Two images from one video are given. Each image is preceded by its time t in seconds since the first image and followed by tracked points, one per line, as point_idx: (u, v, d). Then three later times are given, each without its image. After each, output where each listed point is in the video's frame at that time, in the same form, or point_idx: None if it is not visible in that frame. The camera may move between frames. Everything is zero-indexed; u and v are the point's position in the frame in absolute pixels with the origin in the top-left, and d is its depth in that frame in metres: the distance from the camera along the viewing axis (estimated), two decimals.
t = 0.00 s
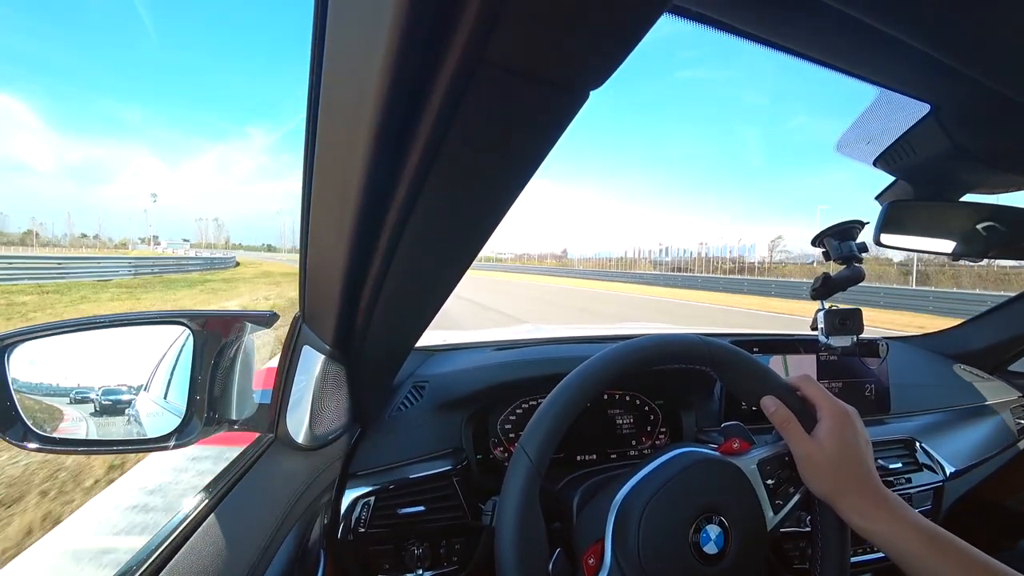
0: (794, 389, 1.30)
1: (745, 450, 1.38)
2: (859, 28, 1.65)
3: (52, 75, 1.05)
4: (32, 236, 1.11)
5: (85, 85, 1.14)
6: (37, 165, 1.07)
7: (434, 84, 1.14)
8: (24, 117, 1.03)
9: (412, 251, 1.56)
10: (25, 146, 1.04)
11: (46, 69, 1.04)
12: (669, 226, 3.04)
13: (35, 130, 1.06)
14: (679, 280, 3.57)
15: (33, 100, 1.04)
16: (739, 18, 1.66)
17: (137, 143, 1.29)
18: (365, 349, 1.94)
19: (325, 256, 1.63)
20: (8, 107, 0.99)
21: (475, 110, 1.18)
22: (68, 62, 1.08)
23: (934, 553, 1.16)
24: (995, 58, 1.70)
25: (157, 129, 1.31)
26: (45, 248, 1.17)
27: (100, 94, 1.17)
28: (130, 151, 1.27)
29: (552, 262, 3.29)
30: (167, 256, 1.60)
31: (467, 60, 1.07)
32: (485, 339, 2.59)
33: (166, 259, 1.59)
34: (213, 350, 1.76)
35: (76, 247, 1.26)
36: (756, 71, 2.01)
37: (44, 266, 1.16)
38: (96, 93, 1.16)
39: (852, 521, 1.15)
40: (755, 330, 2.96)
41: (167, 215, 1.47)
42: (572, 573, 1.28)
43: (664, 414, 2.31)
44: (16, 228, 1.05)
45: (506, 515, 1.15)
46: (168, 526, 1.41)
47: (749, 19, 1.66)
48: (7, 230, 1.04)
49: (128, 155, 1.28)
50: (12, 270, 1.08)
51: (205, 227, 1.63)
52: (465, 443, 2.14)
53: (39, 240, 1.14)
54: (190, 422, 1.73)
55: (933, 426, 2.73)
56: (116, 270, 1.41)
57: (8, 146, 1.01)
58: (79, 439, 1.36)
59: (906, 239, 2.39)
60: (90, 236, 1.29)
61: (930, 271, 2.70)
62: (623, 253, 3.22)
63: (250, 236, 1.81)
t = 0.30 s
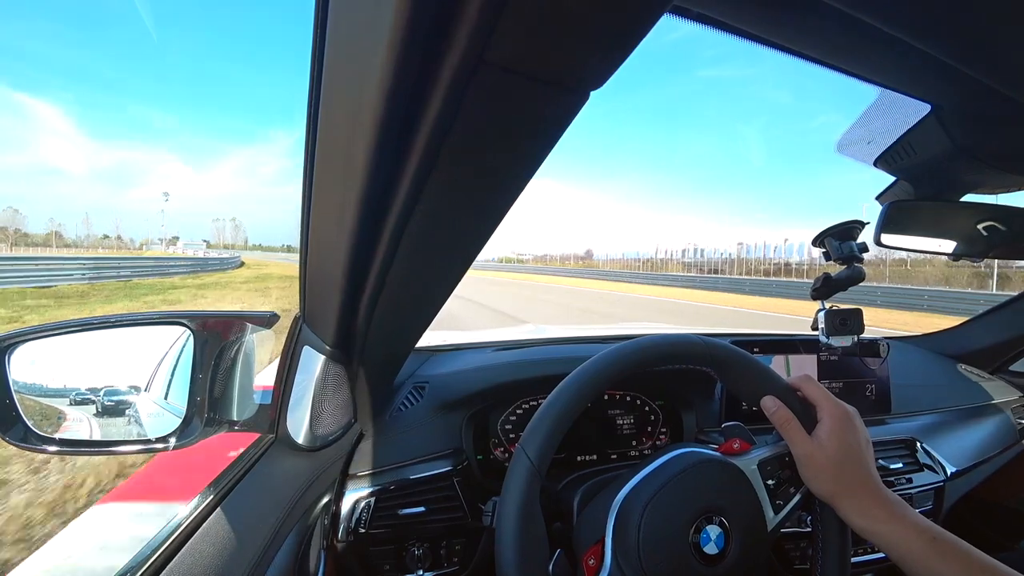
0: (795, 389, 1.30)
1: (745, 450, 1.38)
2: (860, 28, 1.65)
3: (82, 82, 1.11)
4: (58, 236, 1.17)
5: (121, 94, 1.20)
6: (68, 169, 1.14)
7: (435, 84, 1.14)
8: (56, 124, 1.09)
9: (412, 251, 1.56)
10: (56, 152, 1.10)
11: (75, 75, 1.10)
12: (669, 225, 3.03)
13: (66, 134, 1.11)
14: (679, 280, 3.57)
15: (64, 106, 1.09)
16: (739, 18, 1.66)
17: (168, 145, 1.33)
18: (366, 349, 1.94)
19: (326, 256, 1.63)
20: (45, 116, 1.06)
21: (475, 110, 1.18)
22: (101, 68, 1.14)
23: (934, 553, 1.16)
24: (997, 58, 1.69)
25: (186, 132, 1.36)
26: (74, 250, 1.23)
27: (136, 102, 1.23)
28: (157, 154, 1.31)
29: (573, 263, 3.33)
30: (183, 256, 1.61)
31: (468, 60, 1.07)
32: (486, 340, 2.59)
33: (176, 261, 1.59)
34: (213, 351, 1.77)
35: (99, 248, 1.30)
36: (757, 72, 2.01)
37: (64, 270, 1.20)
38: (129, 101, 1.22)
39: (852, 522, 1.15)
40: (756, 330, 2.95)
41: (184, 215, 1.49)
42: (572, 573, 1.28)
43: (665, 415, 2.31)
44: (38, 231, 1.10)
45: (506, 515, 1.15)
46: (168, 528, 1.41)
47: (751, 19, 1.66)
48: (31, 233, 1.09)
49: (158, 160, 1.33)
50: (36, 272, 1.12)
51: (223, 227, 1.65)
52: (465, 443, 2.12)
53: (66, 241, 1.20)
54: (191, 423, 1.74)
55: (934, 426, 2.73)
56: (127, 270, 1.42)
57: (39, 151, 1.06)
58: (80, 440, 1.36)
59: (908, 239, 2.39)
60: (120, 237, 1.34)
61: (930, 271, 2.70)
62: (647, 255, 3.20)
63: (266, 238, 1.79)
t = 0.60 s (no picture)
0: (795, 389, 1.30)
1: (746, 450, 1.38)
2: (859, 28, 1.65)
3: (115, 88, 1.21)
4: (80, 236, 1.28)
5: (138, 97, 1.26)
6: (98, 172, 1.24)
7: (435, 84, 1.14)
8: (84, 128, 1.18)
9: (411, 251, 1.56)
10: (86, 155, 1.21)
11: (102, 80, 1.18)
12: (669, 225, 3.03)
13: (96, 140, 1.22)
14: (680, 279, 3.58)
15: (94, 111, 1.19)
16: (738, 18, 1.66)
17: (193, 148, 1.42)
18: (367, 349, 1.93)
19: (325, 255, 1.63)
20: (74, 121, 1.16)
21: (476, 108, 1.18)
22: (115, 72, 1.20)
23: (935, 554, 1.16)
24: (996, 58, 1.70)
25: (201, 137, 1.42)
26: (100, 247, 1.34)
27: (153, 106, 1.29)
28: (184, 157, 1.41)
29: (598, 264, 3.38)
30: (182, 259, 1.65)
31: (467, 59, 1.07)
32: (486, 339, 2.59)
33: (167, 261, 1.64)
34: (213, 351, 1.78)
35: (118, 247, 1.38)
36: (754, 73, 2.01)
37: (83, 263, 1.30)
38: (156, 106, 1.30)
39: (852, 522, 1.15)
40: (756, 329, 2.96)
41: (197, 215, 1.56)
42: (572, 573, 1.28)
43: (665, 414, 2.31)
44: (59, 231, 1.20)
45: (506, 514, 1.15)
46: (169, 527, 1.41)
47: (752, 18, 1.66)
48: (54, 234, 1.19)
49: (187, 162, 1.43)
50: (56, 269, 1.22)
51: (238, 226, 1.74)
52: (465, 442, 2.11)
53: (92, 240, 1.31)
54: (190, 423, 1.75)
55: (934, 426, 2.73)
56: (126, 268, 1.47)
57: (70, 154, 1.17)
58: (77, 440, 1.37)
59: (908, 238, 2.39)
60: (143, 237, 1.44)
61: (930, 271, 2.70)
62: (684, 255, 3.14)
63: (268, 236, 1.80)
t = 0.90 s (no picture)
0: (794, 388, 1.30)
1: (744, 449, 1.38)
2: (860, 27, 1.65)
3: (142, 91, 1.28)
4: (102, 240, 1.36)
5: (168, 103, 1.34)
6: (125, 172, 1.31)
7: (434, 84, 1.14)
8: (114, 131, 1.25)
9: (411, 250, 1.56)
10: (116, 158, 1.28)
11: (132, 87, 1.25)
12: (669, 225, 3.03)
13: (125, 143, 1.29)
14: (680, 278, 3.59)
15: (124, 116, 1.26)
16: (739, 17, 1.66)
17: (215, 150, 1.51)
18: (366, 347, 1.93)
19: (325, 254, 1.63)
20: (105, 124, 1.23)
21: (476, 106, 1.17)
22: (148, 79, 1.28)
23: (934, 553, 1.16)
24: (997, 60, 1.70)
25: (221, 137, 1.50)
26: (122, 249, 1.42)
27: (183, 110, 1.37)
28: (207, 157, 1.49)
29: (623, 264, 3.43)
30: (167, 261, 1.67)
31: (467, 58, 1.07)
32: (487, 338, 2.59)
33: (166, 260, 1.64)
34: (212, 348, 1.77)
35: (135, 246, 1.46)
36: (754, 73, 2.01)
37: (95, 264, 1.37)
38: (182, 110, 1.38)
39: (851, 521, 1.16)
40: (756, 328, 2.96)
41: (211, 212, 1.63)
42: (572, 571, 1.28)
43: (665, 413, 2.31)
44: (76, 231, 1.28)
45: (506, 513, 1.15)
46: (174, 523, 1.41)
47: (753, 16, 1.66)
48: (72, 234, 1.27)
49: (210, 163, 1.52)
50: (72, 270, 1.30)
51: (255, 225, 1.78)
52: (465, 441, 2.10)
53: (115, 240, 1.39)
54: (190, 422, 1.74)
55: (933, 425, 2.73)
56: (124, 266, 1.48)
57: (102, 158, 1.25)
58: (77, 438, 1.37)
59: (909, 238, 2.38)
60: (159, 237, 1.51)
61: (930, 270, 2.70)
62: (707, 255, 3.23)
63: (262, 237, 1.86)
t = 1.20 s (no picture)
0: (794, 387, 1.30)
1: (744, 449, 1.38)
2: (860, 26, 1.66)
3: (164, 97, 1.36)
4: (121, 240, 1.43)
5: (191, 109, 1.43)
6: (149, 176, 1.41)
7: (434, 83, 1.14)
8: (138, 135, 1.34)
9: (411, 250, 1.57)
10: (140, 161, 1.38)
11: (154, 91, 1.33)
12: (668, 224, 3.04)
13: (149, 146, 1.38)
14: (679, 277, 3.59)
15: (146, 120, 1.34)
16: (738, 15, 1.66)
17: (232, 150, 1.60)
18: (365, 347, 1.94)
19: (324, 253, 1.63)
20: (129, 129, 1.32)
21: (476, 105, 1.17)
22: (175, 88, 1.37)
23: (934, 552, 1.16)
24: (995, 58, 1.70)
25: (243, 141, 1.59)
26: (139, 248, 1.51)
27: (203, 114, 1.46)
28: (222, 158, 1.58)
29: (647, 262, 3.47)
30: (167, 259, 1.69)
31: (466, 58, 1.07)
32: (486, 337, 2.59)
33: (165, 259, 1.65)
34: (212, 348, 1.77)
35: (154, 247, 1.55)
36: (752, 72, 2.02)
37: (112, 264, 1.45)
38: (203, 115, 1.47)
39: (851, 520, 1.16)
40: (755, 327, 2.97)
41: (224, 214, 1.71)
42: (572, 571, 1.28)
43: (665, 413, 2.31)
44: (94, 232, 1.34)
45: (506, 515, 1.15)
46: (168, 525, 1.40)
47: (752, 15, 1.66)
48: (91, 235, 1.35)
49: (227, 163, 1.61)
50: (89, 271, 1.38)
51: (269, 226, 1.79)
52: (464, 441, 2.09)
53: (133, 241, 1.47)
54: (190, 422, 1.73)
55: (932, 424, 2.74)
56: (120, 266, 1.47)
57: (128, 159, 1.34)
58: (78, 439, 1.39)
59: (907, 237, 2.38)
60: (176, 238, 1.61)
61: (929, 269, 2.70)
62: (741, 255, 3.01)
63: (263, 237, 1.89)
